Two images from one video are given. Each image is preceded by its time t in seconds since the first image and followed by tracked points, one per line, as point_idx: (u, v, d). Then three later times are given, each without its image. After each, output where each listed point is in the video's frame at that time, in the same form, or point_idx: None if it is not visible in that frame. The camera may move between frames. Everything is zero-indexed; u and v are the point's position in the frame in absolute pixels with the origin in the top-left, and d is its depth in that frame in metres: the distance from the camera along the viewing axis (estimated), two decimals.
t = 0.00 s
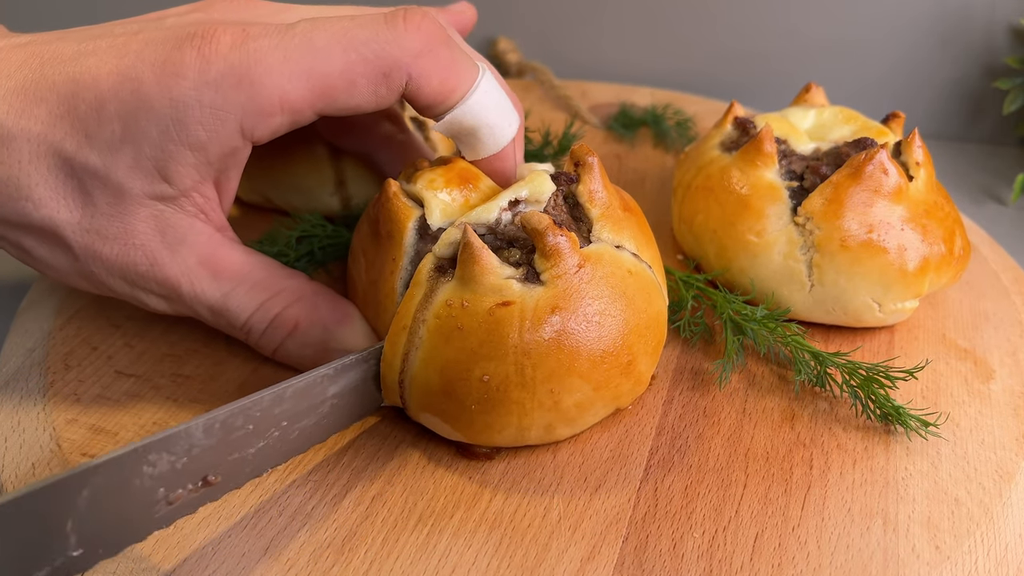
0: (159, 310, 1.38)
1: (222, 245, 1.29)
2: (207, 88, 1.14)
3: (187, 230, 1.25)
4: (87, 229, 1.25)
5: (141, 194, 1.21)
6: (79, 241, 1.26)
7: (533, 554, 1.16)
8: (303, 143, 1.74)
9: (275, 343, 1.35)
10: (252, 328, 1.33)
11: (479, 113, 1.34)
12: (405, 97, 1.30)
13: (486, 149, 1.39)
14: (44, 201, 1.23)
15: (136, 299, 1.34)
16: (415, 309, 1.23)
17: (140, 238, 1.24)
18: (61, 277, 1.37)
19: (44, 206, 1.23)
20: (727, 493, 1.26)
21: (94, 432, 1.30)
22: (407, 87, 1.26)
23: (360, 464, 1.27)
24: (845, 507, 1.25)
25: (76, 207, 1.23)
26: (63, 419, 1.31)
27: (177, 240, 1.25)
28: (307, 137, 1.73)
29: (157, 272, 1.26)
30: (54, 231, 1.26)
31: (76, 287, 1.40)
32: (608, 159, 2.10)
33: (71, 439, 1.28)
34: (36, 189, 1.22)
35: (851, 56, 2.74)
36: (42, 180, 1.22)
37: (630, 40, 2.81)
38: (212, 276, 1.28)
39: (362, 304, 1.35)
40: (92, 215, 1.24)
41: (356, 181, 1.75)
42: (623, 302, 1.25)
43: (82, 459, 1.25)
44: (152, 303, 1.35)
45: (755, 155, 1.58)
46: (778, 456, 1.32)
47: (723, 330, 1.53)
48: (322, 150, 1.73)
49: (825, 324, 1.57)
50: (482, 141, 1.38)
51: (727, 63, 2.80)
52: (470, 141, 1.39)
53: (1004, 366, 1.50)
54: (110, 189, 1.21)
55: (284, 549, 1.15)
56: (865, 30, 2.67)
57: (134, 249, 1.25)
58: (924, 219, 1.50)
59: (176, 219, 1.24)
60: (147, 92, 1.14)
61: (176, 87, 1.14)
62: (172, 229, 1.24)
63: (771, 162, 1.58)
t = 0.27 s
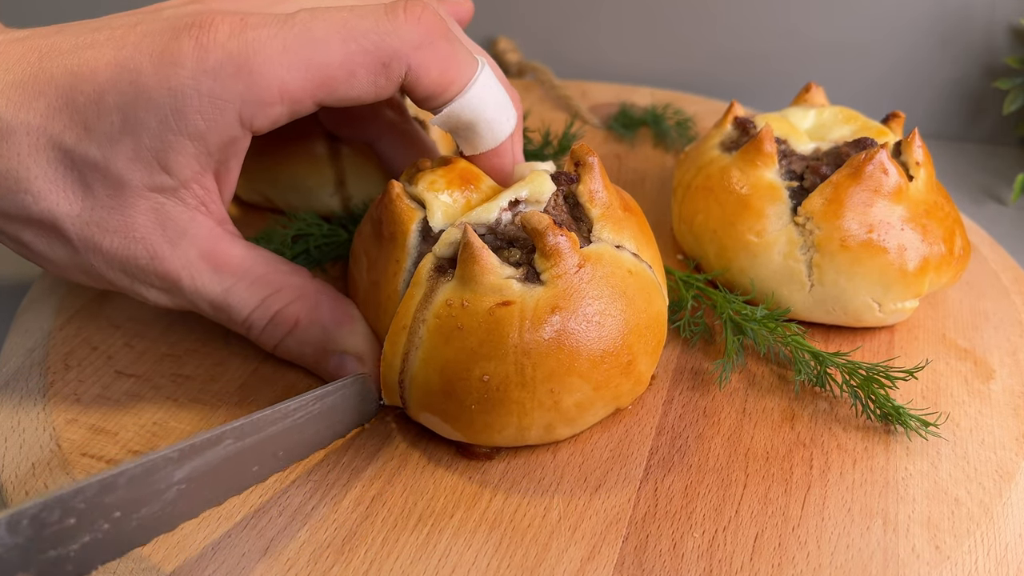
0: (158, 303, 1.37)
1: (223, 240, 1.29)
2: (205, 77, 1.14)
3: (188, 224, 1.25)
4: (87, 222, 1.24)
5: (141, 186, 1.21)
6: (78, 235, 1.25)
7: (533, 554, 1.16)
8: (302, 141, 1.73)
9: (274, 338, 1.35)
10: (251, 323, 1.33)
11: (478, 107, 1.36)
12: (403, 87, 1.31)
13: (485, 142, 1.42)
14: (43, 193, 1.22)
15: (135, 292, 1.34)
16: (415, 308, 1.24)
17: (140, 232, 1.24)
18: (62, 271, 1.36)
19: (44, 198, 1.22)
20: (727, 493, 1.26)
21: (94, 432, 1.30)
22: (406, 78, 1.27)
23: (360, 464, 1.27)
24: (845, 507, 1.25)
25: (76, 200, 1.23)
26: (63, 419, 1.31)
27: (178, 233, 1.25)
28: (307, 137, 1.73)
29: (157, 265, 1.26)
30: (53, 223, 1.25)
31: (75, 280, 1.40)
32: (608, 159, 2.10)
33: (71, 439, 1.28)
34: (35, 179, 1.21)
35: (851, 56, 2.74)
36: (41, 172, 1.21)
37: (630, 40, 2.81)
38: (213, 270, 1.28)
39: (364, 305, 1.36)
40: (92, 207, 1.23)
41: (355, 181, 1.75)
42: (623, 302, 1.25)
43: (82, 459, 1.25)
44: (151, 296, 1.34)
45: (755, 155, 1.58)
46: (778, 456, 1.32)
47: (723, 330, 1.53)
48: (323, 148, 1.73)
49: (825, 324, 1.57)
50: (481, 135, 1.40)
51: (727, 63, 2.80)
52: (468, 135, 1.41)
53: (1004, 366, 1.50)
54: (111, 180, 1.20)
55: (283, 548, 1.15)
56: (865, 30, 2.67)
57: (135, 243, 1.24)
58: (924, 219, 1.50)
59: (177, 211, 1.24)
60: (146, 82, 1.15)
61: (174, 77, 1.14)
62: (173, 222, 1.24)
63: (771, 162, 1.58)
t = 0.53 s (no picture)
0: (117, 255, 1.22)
1: (210, 199, 1.20)
2: (206, 17, 1.14)
3: (176, 176, 1.16)
4: (65, 155, 1.13)
5: (130, 126, 1.13)
6: (48, 167, 1.13)
7: (533, 554, 1.16)
8: (301, 138, 1.72)
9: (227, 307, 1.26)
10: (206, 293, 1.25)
11: (485, 66, 1.43)
12: (407, 44, 1.38)
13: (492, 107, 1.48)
14: (23, 121, 1.11)
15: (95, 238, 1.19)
16: (416, 308, 1.24)
17: (123, 179, 1.14)
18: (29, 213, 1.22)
19: (21, 126, 1.11)
20: (727, 493, 1.26)
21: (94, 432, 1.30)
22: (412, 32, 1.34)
23: (360, 464, 1.27)
24: (845, 507, 1.25)
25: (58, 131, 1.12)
26: (63, 419, 1.31)
27: (164, 186, 1.16)
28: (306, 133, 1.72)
29: (136, 215, 1.15)
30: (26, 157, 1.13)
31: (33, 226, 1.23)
32: (608, 158, 2.10)
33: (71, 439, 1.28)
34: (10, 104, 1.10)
35: (851, 56, 2.74)
36: (22, 99, 1.11)
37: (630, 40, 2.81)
38: (195, 232, 1.18)
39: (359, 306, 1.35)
40: (73, 142, 1.13)
41: (356, 180, 1.75)
42: (624, 302, 1.25)
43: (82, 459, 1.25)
44: (113, 245, 1.20)
45: (755, 155, 1.58)
46: (778, 455, 1.32)
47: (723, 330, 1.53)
48: (322, 146, 1.72)
49: (825, 324, 1.57)
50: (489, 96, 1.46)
51: (727, 63, 2.80)
52: (477, 97, 1.48)
53: (1004, 366, 1.50)
54: (98, 118, 1.12)
55: (283, 548, 1.15)
56: (865, 30, 2.67)
57: (114, 190, 1.14)
58: (924, 219, 1.50)
59: (166, 159, 1.16)
60: (142, 20, 1.11)
61: (174, 18, 1.12)
62: (163, 174, 1.15)
63: (771, 162, 1.58)
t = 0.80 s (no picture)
0: (141, 94, 1.10)
1: (259, 94, 1.13)
2: None
3: (244, 50, 1.11)
4: None
5: None
6: None
7: (533, 554, 1.16)
8: (301, 137, 1.71)
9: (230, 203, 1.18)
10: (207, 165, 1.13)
11: (616, 66, 1.42)
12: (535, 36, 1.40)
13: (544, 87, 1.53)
14: None
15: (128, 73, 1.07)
16: (416, 308, 1.24)
17: (189, 22, 1.06)
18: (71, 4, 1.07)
19: None
20: (727, 493, 1.26)
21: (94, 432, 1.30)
22: (540, 23, 1.36)
23: (360, 464, 1.27)
24: (845, 507, 1.25)
25: None
26: (63, 419, 1.31)
27: (226, 54, 1.09)
28: (304, 132, 1.71)
29: (181, 65, 1.06)
30: None
31: (81, 30, 1.11)
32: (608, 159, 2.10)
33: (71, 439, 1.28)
34: None
35: (851, 56, 2.74)
36: None
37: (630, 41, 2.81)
38: (234, 116, 1.11)
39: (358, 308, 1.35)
40: None
41: (356, 181, 1.74)
42: (625, 302, 1.25)
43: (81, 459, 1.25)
44: (143, 85, 1.08)
45: (755, 155, 1.58)
46: (778, 455, 1.32)
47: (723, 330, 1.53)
48: (322, 145, 1.72)
49: (825, 324, 1.57)
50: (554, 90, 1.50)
51: (727, 64, 2.81)
52: (609, 101, 1.47)
53: (1004, 366, 1.49)
54: None
55: (283, 548, 1.15)
56: (865, 30, 2.68)
57: (170, 42, 1.05)
58: (924, 218, 1.50)
59: (238, 31, 1.11)
60: None
61: None
62: (230, 39, 1.09)
63: (770, 162, 1.58)
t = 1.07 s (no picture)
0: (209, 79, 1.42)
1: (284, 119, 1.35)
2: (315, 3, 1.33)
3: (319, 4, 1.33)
4: (215, 38, 1.33)
5: (259, 32, 1.30)
6: (204, 46, 1.35)
7: (533, 553, 1.16)
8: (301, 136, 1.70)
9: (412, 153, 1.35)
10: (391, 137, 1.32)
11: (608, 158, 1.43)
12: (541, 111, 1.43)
13: (538, 121, 1.61)
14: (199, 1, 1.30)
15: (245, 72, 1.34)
16: (419, 319, 1.22)
17: None
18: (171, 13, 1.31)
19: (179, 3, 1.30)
20: (727, 493, 1.26)
21: (94, 432, 1.29)
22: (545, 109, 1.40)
23: (360, 464, 1.27)
24: (845, 506, 1.25)
25: None
26: (63, 419, 1.31)
27: (310, 10, 1.32)
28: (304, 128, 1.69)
29: (282, 25, 1.29)
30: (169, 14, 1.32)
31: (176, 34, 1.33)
32: (608, 159, 2.10)
33: (71, 438, 1.28)
34: None
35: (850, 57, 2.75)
36: None
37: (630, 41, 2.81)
38: (337, 53, 1.31)
39: (343, 309, 1.30)
40: (228, 25, 1.31)
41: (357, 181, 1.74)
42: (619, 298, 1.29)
43: (82, 459, 1.25)
44: (254, 84, 1.36)
45: (755, 155, 1.58)
46: (778, 455, 1.32)
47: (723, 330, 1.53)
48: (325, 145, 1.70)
49: (825, 324, 1.57)
50: (543, 135, 1.60)
51: (727, 64, 2.81)
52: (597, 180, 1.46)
53: (1004, 366, 1.50)
54: (242, 13, 1.29)
55: (284, 548, 1.15)
56: (866, 30, 2.68)
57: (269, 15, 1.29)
58: (924, 218, 1.50)
59: (270, 69, 1.32)
60: None
61: None
62: None
63: (771, 162, 1.58)
